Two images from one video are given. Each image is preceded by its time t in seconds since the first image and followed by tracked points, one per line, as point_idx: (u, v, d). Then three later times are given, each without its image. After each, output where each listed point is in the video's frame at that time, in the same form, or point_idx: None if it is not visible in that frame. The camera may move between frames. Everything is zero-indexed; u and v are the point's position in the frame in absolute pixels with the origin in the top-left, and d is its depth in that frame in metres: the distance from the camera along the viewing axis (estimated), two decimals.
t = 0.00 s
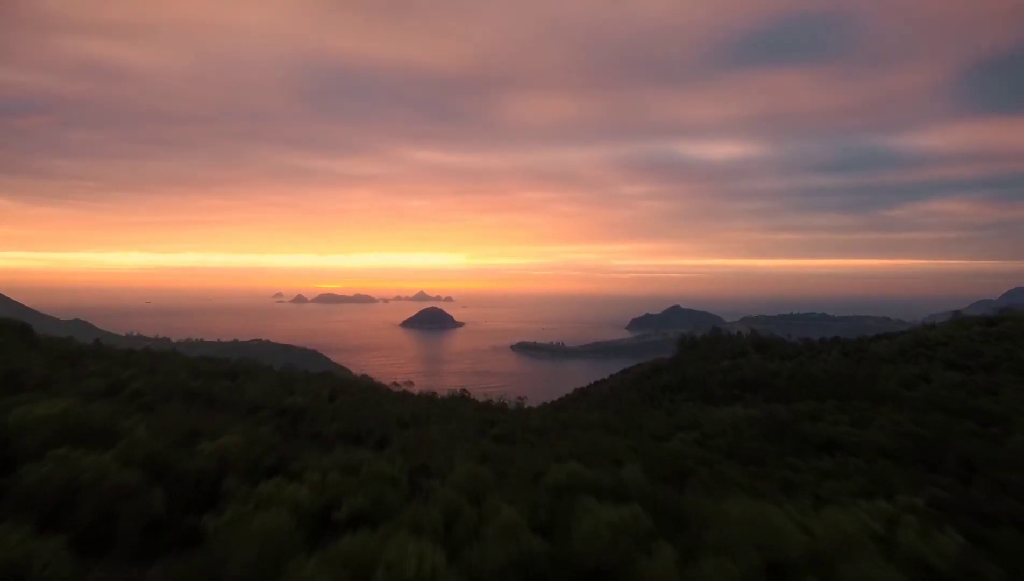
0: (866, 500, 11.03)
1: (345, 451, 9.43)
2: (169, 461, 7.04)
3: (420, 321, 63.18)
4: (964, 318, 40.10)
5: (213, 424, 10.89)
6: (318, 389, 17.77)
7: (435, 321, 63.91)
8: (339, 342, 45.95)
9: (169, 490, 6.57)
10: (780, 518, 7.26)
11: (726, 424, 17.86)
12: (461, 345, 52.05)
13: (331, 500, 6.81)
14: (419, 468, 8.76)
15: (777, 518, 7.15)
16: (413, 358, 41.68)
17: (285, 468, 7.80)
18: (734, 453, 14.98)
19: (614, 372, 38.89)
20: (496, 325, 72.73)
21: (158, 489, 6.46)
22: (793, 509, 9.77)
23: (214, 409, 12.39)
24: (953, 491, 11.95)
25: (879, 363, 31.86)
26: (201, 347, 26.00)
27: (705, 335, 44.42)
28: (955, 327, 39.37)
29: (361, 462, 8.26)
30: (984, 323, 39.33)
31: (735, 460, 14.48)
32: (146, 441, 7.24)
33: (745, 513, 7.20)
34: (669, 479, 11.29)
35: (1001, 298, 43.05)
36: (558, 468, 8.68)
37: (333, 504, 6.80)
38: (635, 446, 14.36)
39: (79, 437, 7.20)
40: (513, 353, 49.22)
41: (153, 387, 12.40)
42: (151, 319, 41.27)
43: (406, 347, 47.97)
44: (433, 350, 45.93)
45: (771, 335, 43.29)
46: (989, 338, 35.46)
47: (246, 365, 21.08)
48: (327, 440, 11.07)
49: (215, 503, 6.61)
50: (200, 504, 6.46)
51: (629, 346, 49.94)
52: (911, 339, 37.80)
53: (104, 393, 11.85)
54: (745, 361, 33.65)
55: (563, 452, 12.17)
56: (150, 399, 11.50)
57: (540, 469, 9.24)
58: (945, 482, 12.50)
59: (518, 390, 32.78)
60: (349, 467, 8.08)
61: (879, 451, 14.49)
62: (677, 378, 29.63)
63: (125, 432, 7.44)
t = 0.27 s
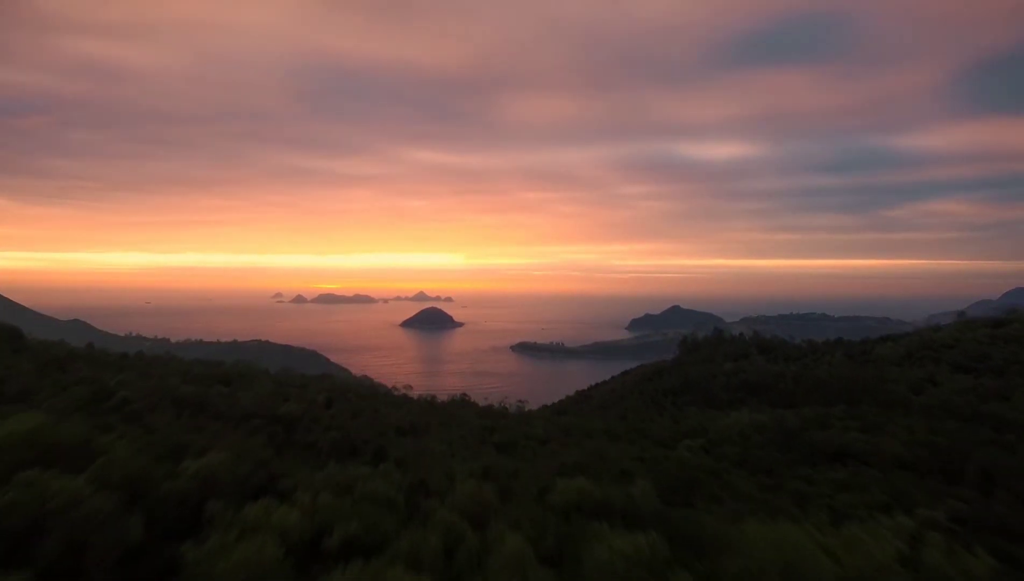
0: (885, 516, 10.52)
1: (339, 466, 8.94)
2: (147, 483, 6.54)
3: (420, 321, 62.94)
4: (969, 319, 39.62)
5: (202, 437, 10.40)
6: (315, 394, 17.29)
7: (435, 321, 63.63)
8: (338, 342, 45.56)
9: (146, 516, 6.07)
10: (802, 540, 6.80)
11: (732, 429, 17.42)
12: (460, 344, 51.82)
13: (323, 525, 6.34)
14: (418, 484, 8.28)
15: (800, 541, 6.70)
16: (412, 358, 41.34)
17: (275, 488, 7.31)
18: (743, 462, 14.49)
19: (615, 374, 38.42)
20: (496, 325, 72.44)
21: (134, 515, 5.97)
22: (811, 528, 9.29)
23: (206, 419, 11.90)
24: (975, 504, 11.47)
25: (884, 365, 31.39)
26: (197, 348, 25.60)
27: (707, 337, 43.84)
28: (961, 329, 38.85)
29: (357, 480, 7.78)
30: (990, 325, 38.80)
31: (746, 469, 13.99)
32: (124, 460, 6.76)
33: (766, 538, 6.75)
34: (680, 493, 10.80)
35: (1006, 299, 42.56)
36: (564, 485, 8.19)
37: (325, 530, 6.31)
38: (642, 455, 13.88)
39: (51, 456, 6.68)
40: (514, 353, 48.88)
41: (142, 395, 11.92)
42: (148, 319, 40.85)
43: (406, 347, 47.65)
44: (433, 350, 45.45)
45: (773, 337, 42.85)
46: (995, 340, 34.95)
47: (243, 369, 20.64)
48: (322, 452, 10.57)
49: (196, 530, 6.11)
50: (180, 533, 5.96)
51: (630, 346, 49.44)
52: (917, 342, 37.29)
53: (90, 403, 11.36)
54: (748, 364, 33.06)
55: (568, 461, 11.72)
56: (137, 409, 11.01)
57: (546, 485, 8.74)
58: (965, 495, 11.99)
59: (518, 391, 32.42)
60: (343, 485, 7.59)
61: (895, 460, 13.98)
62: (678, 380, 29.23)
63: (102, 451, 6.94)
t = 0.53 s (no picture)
0: (907, 532, 10.00)
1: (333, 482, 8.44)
2: (123, 508, 6.00)
3: (420, 321, 62.69)
4: (977, 321, 38.85)
5: (191, 450, 9.88)
6: (312, 399, 16.79)
7: (435, 321, 63.30)
8: (337, 341, 45.06)
9: (120, 547, 5.54)
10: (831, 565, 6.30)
11: (740, 434, 16.90)
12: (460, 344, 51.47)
13: (314, 553, 5.83)
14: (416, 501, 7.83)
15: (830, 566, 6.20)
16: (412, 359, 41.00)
17: (263, 511, 6.80)
18: (752, 470, 13.98)
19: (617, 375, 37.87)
20: (496, 324, 72.11)
21: (107, 546, 5.44)
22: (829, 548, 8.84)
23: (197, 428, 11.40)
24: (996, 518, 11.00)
25: (889, 368, 30.71)
26: (193, 350, 25.11)
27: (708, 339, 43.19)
28: (969, 330, 38.04)
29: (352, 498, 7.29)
30: (999, 326, 37.99)
31: (757, 479, 13.49)
32: (98, 482, 6.21)
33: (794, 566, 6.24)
34: (689, 504, 10.36)
35: (1014, 300, 41.71)
36: (572, 503, 7.69)
37: (315, 558, 5.80)
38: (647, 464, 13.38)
39: (17, 480, 6.14)
40: (514, 354, 48.51)
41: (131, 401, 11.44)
42: (144, 319, 40.35)
43: (406, 346, 47.35)
44: (433, 350, 45.13)
45: (777, 338, 42.24)
46: (1005, 342, 34.13)
47: (239, 372, 20.15)
48: (316, 464, 10.08)
49: (175, 561, 5.59)
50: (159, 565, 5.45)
51: (631, 347, 48.85)
52: (923, 344, 36.50)
53: (74, 413, 10.85)
54: (752, 366, 32.44)
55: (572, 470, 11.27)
56: (123, 418, 10.51)
57: (551, 503, 8.27)
58: (987, 508, 11.48)
59: (518, 392, 32.02)
60: (336, 506, 7.08)
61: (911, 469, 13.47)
62: (681, 382, 28.75)
63: (76, 470, 6.44)
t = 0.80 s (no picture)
0: (930, 549, 8.81)
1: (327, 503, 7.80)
2: (94, 538, 4.88)
3: (420, 321, 62.32)
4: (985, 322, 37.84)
5: (173, 465, 9.16)
6: (307, 405, 16.21)
7: (435, 321, 62.87)
8: (335, 342, 44.32)
9: None
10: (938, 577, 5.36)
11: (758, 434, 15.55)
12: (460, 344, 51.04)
13: None
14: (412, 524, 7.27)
15: None
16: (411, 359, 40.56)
17: (253, 526, 5.91)
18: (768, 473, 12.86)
19: (618, 377, 37.09)
20: (497, 325, 71.65)
21: None
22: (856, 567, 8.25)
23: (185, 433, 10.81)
24: None
25: (896, 371, 29.71)
26: (190, 351, 24.63)
27: (710, 342, 42.15)
28: (977, 332, 36.97)
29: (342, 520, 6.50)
30: (1009, 328, 36.93)
31: (763, 489, 11.87)
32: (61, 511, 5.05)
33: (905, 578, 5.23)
34: (698, 521, 9.76)
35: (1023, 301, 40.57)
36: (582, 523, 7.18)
37: None
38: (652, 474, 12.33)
39: None
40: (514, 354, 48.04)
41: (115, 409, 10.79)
42: (141, 319, 39.78)
43: (405, 347, 46.95)
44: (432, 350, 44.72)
45: (780, 340, 41.43)
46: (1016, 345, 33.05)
47: (233, 376, 19.45)
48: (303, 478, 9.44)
49: None
50: None
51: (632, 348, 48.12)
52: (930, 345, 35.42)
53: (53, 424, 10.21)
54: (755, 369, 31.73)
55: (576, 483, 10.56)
56: (105, 431, 9.71)
57: (557, 524, 7.71)
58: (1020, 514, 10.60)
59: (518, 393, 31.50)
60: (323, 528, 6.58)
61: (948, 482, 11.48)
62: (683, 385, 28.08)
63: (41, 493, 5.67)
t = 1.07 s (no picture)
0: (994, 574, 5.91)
1: (313, 527, 7.03)
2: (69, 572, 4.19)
3: (420, 321, 61.98)
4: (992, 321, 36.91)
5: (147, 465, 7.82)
6: (303, 410, 15.68)
7: (435, 321, 62.53)
8: (335, 342, 43.99)
9: None
10: None
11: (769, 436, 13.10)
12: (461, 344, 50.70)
13: None
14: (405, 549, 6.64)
15: None
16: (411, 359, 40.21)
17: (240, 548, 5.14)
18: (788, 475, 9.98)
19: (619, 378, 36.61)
20: (497, 325, 71.23)
21: None
22: None
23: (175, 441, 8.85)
24: None
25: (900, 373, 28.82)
26: (188, 352, 24.09)
27: (712, 343, 41.37)
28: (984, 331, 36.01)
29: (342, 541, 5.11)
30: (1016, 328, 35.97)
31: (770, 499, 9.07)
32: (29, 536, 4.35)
33: None
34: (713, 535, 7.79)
35: None
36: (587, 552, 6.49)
37: None
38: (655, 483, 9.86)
39: None
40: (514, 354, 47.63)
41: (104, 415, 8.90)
42: (141, 319, 39.41)
43: (405, 347, 46.62)
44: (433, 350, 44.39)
45: (783, 341, 40.77)
46: None
47: (228, 380, 18.80)
48: (295, 492, 8.01)
49: None
50: None
51: (634, 348, 47.63)
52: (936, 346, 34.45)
53: (30, 437, 8.37)
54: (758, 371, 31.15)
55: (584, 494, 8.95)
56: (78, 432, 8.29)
57: (566, 544, 7.11)
58: None
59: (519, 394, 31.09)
60: (321, 555, 4.96)
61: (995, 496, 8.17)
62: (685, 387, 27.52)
63: (15, 515, 4.65)
